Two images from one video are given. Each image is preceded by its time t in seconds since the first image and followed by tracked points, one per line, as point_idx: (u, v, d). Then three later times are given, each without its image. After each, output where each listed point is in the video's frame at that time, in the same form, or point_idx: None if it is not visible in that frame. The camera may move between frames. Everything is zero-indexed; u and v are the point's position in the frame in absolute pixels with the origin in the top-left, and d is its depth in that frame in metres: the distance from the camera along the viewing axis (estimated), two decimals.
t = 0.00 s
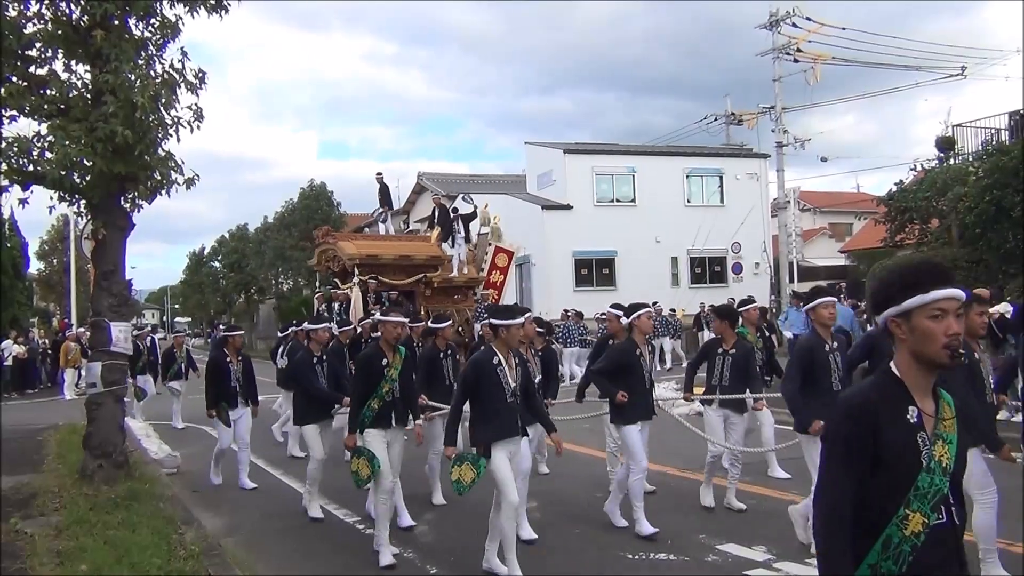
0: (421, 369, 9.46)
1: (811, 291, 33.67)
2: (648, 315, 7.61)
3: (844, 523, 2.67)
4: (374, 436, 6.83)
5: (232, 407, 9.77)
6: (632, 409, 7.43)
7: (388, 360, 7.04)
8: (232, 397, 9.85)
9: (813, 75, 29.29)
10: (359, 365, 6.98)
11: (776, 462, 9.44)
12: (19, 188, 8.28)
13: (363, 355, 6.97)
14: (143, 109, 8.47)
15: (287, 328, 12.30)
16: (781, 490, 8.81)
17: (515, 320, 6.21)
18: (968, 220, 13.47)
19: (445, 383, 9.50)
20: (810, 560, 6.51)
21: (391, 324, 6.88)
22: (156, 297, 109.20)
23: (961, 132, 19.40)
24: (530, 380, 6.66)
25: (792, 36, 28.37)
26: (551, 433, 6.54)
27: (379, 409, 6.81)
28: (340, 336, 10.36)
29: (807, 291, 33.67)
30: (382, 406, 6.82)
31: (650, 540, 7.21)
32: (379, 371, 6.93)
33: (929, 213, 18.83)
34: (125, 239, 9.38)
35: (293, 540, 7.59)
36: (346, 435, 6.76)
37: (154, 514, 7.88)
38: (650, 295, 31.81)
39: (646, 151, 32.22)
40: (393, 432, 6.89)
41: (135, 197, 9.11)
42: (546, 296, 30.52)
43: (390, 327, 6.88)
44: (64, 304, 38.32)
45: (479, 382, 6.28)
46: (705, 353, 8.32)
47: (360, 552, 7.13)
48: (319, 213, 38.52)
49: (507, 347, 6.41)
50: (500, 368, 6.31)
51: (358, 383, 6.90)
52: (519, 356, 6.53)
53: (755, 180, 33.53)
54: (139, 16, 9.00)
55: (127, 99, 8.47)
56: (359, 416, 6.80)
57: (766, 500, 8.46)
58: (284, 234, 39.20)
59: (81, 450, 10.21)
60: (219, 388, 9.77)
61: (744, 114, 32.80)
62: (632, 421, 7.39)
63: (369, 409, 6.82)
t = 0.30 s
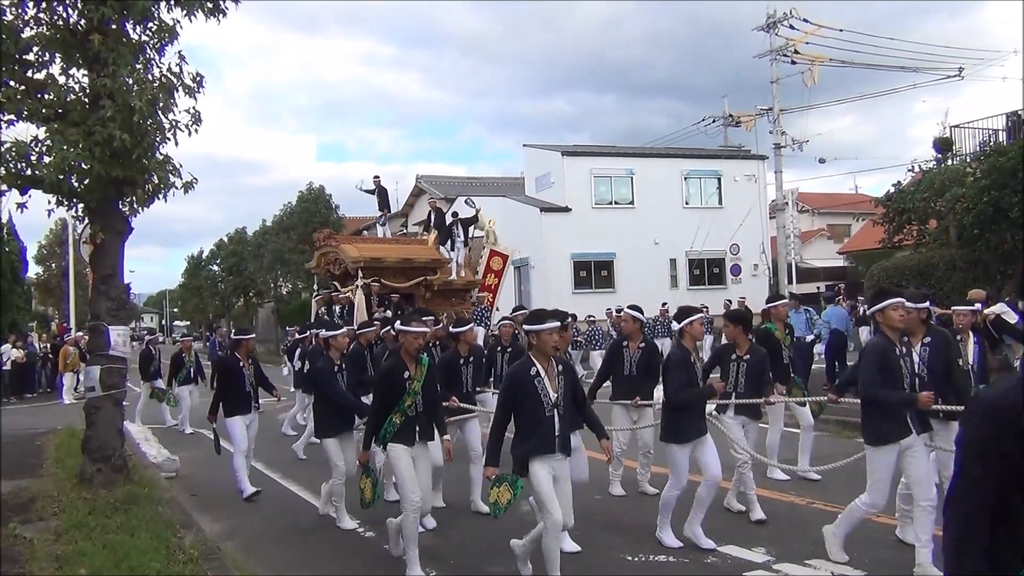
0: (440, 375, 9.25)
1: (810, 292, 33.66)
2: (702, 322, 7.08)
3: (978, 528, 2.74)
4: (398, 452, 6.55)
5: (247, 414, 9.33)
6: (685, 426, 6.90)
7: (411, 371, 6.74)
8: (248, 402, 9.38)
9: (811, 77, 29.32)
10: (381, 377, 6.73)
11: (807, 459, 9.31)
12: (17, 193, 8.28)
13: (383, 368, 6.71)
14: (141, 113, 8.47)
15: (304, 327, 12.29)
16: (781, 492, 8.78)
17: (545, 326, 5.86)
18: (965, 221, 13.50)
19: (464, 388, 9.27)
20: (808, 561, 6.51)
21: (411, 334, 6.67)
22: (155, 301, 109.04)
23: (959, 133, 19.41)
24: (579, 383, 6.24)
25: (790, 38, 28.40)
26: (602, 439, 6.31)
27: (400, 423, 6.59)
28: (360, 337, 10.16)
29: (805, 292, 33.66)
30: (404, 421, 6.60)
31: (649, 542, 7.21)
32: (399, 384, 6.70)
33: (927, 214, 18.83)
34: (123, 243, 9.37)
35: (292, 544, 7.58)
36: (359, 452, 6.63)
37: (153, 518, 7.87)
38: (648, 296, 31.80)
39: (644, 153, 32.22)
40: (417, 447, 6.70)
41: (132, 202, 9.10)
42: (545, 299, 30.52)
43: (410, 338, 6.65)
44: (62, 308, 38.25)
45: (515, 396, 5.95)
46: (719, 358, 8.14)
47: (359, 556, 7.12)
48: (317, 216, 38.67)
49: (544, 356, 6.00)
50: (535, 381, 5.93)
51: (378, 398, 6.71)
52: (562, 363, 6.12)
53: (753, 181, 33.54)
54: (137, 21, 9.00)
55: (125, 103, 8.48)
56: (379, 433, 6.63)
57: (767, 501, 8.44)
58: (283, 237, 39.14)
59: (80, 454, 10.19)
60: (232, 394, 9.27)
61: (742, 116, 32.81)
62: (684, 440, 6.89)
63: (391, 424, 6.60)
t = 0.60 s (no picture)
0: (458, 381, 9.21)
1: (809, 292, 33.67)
2: (760, 319, 6.76)
3: None
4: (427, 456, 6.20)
5: (253, 415, 9.12)
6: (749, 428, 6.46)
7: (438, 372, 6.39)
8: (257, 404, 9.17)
9: (810, 77, 29.33)
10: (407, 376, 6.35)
11: (848, 470, 8.89)
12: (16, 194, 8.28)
13: (410, 364, 6.34)
14: (139, 114, 8.47)
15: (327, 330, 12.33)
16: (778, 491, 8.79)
17: (601, 323, 5.37)
18: (964, 221, 13.52)
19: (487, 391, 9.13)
20: (806, 561, 6.52)
21: (443, 332, 6.28)
22: (154, 301, 109.09)
23: (958, 133, 19.39)
24: (621, 388, 5.79)
25: (789, 38, 28.41)
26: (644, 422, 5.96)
27: (425, 426, 6.21)
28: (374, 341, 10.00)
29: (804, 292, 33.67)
30: (430, 422, 6.22)
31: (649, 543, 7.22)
32: (428, 384, 6.30)
33: (926, 214, 18.84)
34: (122, 244, 9.37)
35: (292, 544, 7.58)
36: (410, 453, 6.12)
37: (151, 518, 7.87)
38: (648, 297, 31.80)
39: (643, 153, 32.23)
40: (446, 449, 6.27)
41: (131, 202, 9.10)
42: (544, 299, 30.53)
43: (441, 337, 6.29)
44: (61, 309, 38.28)
45: (569, 396, 5.40)
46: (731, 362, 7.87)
47: (358, 556, 7.12)
48: (317, 217, 38.72)
49: (599, 355, 5.49)
50: (590, 382, 5.42)
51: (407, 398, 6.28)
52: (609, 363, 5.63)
53: (752, 182, 33.54)
54: (135, 21, 8.99)
55: (123, 104, 8.48)
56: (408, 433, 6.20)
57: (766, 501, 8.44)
58: (282, 238, 39.16)
59: (78, 454, 10.19)
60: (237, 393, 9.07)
61: (740, 116, 32.82)
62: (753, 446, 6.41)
63: (417, 425, 6.23)
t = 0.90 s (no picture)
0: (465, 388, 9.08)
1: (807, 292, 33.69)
2: (820, 319, 6.07)
3: None
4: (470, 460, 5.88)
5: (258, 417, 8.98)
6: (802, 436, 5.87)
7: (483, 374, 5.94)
8: (261, 407, 9.00)
9: (808, 77, 29.35)
10: (447, 372, 5.92)
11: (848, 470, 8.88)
12: (14, 193, 8.28)
13: (454, 360, 5.89)
14: (138, 113, 8.47)
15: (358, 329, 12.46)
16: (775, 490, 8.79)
17: (660, 313, 5.17)
18: (962, 222, 13.56)
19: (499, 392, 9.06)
20: (804, 560, 6.52)
21: (493, 326, 5.89)
22: (151, 301, 109.00)
23: (956, 134, 19.43)
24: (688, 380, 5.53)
25: (787, 38, 28.44)
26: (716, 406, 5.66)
27: (472, 429, 5.87)
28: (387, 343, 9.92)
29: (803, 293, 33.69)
30: (476, 425, 5.89)
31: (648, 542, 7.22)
32: (473, 382, 5.90)
33: (924, 215, 18.88)
34: (120, 243, 9.37)
35: (291, 544, 7.57)
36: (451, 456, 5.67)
37: (150, 518, 7.87)
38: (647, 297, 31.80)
39: (642, 153, 32.25)
40: (491, 453, 5.93)
41: (130, 201, 9.09)
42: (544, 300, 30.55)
43: (491, 331, 5.88)
44: (59, 308, 38.29)
45: (623, 380, 5.22)
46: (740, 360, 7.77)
47: (356, 556, 7.11)
48: (315, 217, 38.74)
49: (661, 348, 5.29)
50: (652, 372, 5.21)
51: (449, 395, 5.88)
52: (673, 357, 5.41)
53: (750, 182, 33.56)
54: (134, 20, 8.99)
55: (122, 103, 8.48)
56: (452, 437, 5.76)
57: (763, 501, 8.44)
58: (280, 238, 39.17)
59: (76, 454, 10.18)
60: (249, 395, 8.92)
61: (739, 116, 32.84)
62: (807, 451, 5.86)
63: (463, 428, 5.86)
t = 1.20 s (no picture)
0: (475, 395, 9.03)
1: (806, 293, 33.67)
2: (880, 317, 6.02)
3: None
4: (514, 471, 5.50)
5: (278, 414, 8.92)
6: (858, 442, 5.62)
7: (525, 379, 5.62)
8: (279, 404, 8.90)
9: (808, 78, 29.35)
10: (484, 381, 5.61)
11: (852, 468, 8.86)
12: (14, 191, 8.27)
13: (494, 367, 5.59)
14: (138, 112, 8.47)
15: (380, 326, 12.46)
16: (773, 492, 8.81)
17: (711, 322, 4.79)
18: (962, 223, 13.56)
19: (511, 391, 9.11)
20: (804, 561, 6.53)
21: (531, 328, 5.56)
22: (150, 300, 108.96)
23: (956, 136, 19.43)
24: (762, 372, 5.10)
25: (787, 40, 28.44)
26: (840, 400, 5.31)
27: (518, 438, 5.54)
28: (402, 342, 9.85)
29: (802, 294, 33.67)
30: (522, 433, 5.57)
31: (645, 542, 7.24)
32: (516, 389, 5.56)
33: (923, 216, 18.90)
34: (119, 242, 9.36)
35: (290, 544, 7.55)
36: (464, 469, 5.48)
37: (148, 517, 7.86)
38: (646, 298, 31.79)
39: (642, 154, 32.25)
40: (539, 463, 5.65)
41: (130, 200, 9.09)
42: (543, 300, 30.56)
43: (530, 333, 5.55)
44: (58, 307, 38.29)
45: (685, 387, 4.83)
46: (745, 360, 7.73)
47: (354, 556, 7.10)
48: (315, 216, 38.75)
49: (717, 361, 4.89)
50: (714, 387, 4.82)
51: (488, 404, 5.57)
52: (734, 366, 4.99)
53: (750, 183, 33.55)
54: (134, 19, 8.98)
55: (122, 102, 8.47)
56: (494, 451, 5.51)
57: (762, 502, 8.44)
58: (280, 237, 39.18)
59: (75, 453, 10.18)
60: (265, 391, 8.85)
61: (739, 117, 32.85)
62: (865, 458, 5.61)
63: (507, 436, 5.56)
